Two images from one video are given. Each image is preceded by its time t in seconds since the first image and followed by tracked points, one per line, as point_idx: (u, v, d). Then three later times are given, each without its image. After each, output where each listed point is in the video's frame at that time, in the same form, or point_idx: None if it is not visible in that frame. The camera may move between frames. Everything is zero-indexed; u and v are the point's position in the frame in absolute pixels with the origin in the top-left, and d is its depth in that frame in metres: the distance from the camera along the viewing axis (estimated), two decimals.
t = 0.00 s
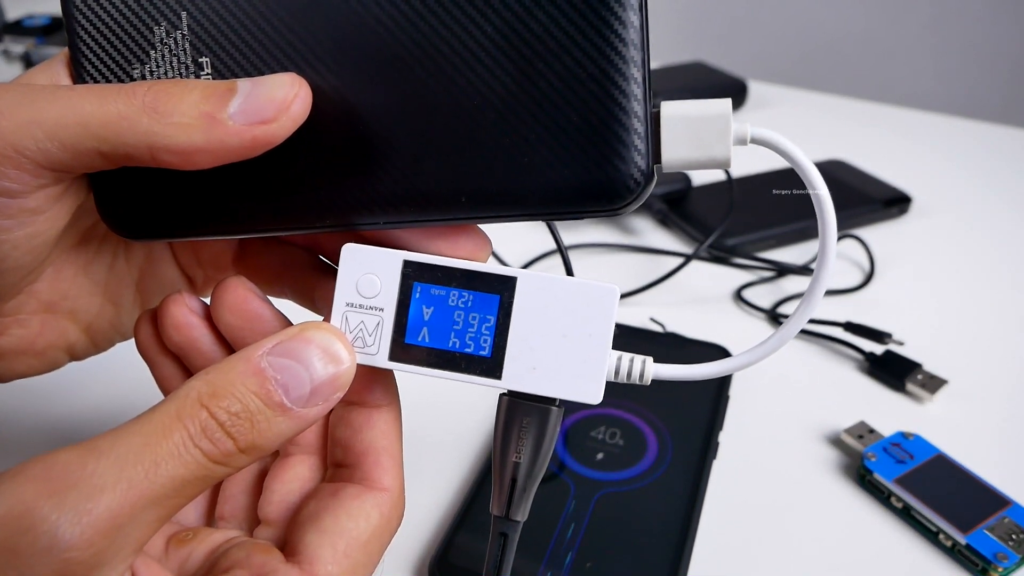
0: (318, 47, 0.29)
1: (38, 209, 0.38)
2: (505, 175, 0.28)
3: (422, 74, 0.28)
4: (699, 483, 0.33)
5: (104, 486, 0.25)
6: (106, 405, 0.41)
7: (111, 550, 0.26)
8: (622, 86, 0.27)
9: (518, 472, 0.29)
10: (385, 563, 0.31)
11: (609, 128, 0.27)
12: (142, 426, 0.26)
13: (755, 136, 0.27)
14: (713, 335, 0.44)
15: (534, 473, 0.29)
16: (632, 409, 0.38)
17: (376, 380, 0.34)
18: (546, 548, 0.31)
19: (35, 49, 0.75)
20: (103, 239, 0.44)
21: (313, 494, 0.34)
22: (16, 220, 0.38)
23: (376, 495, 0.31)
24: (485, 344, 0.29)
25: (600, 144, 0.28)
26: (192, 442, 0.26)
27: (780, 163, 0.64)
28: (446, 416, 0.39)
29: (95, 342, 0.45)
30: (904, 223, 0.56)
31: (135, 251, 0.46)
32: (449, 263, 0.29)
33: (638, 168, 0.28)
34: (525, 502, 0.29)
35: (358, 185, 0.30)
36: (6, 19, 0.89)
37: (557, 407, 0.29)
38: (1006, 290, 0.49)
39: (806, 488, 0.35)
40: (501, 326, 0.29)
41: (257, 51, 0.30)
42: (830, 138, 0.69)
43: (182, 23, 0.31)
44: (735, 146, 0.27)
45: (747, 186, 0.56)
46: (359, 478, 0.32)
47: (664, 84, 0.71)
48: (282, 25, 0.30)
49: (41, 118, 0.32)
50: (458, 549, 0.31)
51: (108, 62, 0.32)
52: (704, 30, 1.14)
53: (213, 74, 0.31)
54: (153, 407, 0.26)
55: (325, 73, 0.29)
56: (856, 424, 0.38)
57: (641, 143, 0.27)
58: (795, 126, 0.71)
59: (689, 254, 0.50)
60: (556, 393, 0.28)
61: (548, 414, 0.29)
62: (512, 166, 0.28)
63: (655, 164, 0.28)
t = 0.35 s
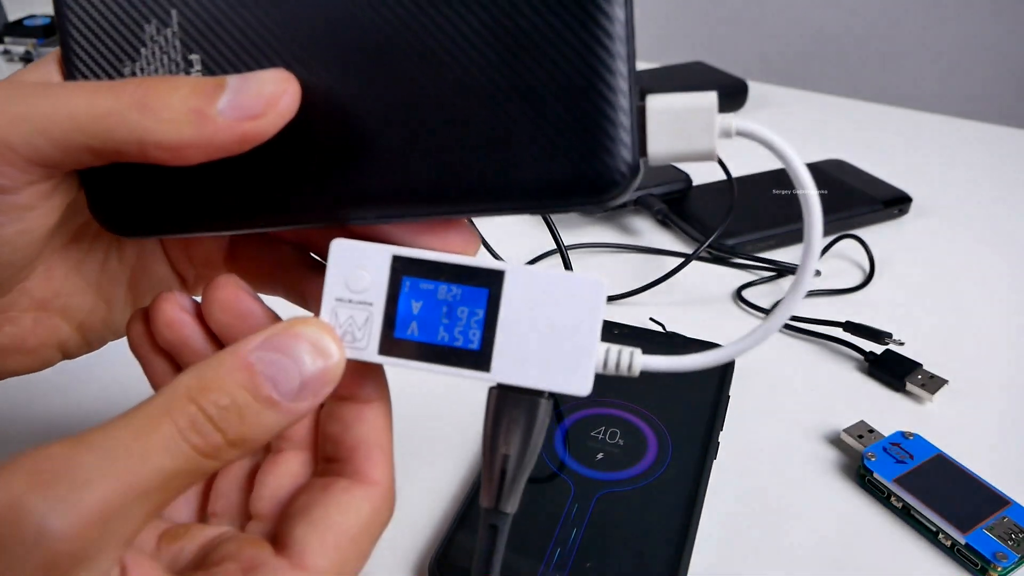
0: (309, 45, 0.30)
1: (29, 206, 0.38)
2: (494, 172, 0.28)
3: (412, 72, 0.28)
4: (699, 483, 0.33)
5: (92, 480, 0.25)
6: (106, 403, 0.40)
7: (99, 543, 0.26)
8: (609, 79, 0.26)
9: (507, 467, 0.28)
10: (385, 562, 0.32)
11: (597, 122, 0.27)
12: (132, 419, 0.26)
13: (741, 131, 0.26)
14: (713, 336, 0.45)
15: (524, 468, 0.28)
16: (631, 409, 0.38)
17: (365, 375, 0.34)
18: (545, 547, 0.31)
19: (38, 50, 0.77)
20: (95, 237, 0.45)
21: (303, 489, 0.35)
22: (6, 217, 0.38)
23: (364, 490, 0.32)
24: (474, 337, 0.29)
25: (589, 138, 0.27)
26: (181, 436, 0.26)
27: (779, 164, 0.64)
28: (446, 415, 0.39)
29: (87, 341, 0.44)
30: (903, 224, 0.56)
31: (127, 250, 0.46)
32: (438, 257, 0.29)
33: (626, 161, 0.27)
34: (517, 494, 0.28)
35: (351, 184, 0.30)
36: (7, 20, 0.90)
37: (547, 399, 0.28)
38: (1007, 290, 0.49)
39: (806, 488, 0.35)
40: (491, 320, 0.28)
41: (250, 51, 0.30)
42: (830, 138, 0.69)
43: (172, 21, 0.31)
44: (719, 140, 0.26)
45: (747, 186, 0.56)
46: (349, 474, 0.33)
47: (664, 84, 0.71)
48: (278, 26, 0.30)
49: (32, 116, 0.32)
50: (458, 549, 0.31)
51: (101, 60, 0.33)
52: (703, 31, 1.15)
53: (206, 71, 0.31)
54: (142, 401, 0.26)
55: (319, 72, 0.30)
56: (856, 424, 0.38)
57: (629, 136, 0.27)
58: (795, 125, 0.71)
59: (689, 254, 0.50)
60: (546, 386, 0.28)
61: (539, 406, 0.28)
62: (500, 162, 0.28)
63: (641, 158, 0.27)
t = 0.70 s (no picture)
0: (178, 57, 0.31)
1: None
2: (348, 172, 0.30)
3: (269, 82, 0.30)
4: (699, 484, 0.34)
5: None
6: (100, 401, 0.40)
7: None
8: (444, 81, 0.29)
9: (385, 442, 0.29)
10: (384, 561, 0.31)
11: (438, 120, 0.29)
12: (23, 429, 0.26)
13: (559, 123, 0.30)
14: (711, 336, 0.44)
15: (401, 439, 0.29)
16: (629, 408, 0.38)
17: (246, 373, 0.34)
18: (545, 547, 0.31)
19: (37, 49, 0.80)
20: None
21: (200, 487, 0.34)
22: None
23: (259, 479, 0.31)
24: (345, 324, 0.31)
25: (430, 137, 0.30)
26: (69, 441, 0.26)
27: (778, 164, 0.64)
28: (445, 414, 0.39)
29: None
30: (903, 223, 0.56)
31: (21, 286, 0.43)
32: (308, 254, 0.31)
33: (465, 155, 0.30)
34: (396, 463, 0.29)
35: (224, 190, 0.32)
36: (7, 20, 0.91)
37: (415, 375, 0.31)
38: (1007, 291, 0.49)
39: (805, 488, 0.35)
40: (357, 307, 0.31)
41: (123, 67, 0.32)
42: (830, 138, 0.69)
43: (63, 62, 0.32)
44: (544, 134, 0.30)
45: (747, 186, 0.56)
46: (243, 467, 0.33)
47: (663, 84, 0.71)
48: (145, 41, 0.31)
49: None
50: (459, 549, 0.31)
51: None
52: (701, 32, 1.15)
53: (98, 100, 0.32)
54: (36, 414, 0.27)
55: (189, 83, 0.31)
56: (856, 424, 0.38)
57: (467, 133, 0.30)
58: (795, 125, 0.71)
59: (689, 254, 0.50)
60: (413, 358, 0.30)
61: (407, 381, 0.30)
62: (354, 164, 0.30)
63: (482, 153, 0.30)
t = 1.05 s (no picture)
0: (54, 108, 0.33)
1: None
2: (217, 207, 0.33)
3: (133, 132, 0.33)
4: (700, 484, 0.34)
5: None
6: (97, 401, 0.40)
7: None
8: (297, 121, 0.32)
9: (276, 430, 0.31)
10: (384, 561, 0.31)
11: (294, 157, 0.33)
12: None
13: (393, 141, 0.34)
14: (711, 335, 0.45)
15: (291, 423, 0.31)
16: (631, 409, 0.38)
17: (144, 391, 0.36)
18: (545, 547, 0.31)
19: (37, 50, 0.81)
20: None
21: (111, 498, 0.35)
22: None
23: (163, 479, 0.33)
24: (228, 327, 0.33)
25: (286, 172, 0.33)
26: None
27: (778, 164, 0.64)
28: (445, 414, 0.39)
29: None
30: (903, 224, 0.56)
31: None
32: (193, 277, 0.34)
33: (320, 185, 0.33)
34: (290, 441, 0.31)
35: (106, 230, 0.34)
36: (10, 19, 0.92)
37: (297, 361, 0.33)
38: (1007, 291, 0.49)
39: (805, 488, 0.35)
40: (237, 312, 0.33)
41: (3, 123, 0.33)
42: (830, 138, 0.69)
43: None
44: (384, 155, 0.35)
45: (747, 186, 0.56)
46: (146, 471, 0.34)
47: (663, 84, 0.71)
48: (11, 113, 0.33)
49: None
50: (458, 548, 0.31)
51: None
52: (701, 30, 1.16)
53: None
54: None
55: (63, 133, 0.33)
56: (856, 424, 0.38)
57: (318, 164, 0.33)
58: (796, 125, 0.71)
59: (689, 254, 0.50)
60: (294, 348, 0.32)
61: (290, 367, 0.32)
62: (221, 200, 0.33)
63: (334, 178, 0.34)
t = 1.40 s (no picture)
0: (43, 162, 0.36)
1: None
2: (193, 247, 0.36)
3: (116, 181, 0.35)
4: (699, 484, 0.34)
5: None
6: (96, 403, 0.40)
7: None
8: (267, 163, 0.35)
9: (254, 434, 0.31)
10: (384, 562, 0.31)
11: (266, 196, 0.36)
12: None
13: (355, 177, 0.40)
14: (712, 335, 0.45)
15: (268, 428, 0.31)
16: (630, 409, 0.38)
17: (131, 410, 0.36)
18: (545, 547, 0.31)
19: (37, 50, 0.81)
20: None
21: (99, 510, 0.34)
22: None
23: (150, 486, 0.32)
24: (208, 345, 0.33)
25: (258, 210, 0.36)
26: None
27: (778, 163, 0.64)
28: (445, 414, 0.39)
29: None
30: (903, 224, 0.56)
31: None
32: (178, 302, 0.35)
33: (289, 220, 0.36)
34: (268, 444, 0.31)
35: (88, 271, 0.36)
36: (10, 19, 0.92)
37: (272, 373, 0.33)
38: (1008, 290, 0.49)
39: (805, 487, 0.35)
40: (216, 329, 0.33)
41: None
42: (830, 138, 0.69)
43: None
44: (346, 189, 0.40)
45: (747, 186, 0.56)
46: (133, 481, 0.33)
47: (663, 84, 0.71)
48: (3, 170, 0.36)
49: None
50: (458, 548, 0.31)
51: None
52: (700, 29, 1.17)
53: None
54: None
55: (50, 186, 0.36)
56: (856, 423, 0.38)
57: (286, 203, 0.36)
58: (796, 124, 0.71)
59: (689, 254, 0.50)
60: (268, 361, 0.33)
61: (263, 378, 0.32)
62: (197, 240, 0.36)
63: (302, 216, 0.36)
